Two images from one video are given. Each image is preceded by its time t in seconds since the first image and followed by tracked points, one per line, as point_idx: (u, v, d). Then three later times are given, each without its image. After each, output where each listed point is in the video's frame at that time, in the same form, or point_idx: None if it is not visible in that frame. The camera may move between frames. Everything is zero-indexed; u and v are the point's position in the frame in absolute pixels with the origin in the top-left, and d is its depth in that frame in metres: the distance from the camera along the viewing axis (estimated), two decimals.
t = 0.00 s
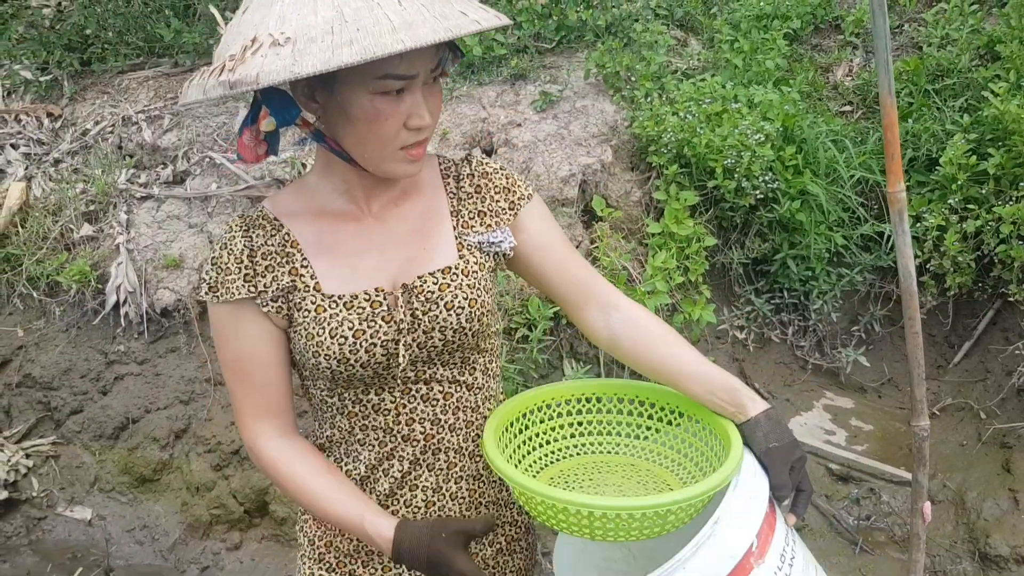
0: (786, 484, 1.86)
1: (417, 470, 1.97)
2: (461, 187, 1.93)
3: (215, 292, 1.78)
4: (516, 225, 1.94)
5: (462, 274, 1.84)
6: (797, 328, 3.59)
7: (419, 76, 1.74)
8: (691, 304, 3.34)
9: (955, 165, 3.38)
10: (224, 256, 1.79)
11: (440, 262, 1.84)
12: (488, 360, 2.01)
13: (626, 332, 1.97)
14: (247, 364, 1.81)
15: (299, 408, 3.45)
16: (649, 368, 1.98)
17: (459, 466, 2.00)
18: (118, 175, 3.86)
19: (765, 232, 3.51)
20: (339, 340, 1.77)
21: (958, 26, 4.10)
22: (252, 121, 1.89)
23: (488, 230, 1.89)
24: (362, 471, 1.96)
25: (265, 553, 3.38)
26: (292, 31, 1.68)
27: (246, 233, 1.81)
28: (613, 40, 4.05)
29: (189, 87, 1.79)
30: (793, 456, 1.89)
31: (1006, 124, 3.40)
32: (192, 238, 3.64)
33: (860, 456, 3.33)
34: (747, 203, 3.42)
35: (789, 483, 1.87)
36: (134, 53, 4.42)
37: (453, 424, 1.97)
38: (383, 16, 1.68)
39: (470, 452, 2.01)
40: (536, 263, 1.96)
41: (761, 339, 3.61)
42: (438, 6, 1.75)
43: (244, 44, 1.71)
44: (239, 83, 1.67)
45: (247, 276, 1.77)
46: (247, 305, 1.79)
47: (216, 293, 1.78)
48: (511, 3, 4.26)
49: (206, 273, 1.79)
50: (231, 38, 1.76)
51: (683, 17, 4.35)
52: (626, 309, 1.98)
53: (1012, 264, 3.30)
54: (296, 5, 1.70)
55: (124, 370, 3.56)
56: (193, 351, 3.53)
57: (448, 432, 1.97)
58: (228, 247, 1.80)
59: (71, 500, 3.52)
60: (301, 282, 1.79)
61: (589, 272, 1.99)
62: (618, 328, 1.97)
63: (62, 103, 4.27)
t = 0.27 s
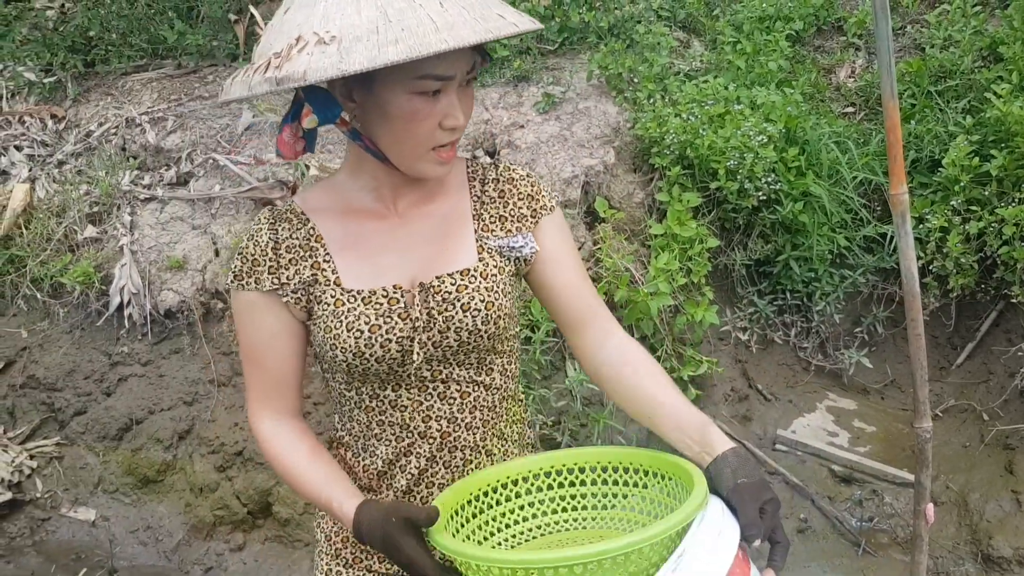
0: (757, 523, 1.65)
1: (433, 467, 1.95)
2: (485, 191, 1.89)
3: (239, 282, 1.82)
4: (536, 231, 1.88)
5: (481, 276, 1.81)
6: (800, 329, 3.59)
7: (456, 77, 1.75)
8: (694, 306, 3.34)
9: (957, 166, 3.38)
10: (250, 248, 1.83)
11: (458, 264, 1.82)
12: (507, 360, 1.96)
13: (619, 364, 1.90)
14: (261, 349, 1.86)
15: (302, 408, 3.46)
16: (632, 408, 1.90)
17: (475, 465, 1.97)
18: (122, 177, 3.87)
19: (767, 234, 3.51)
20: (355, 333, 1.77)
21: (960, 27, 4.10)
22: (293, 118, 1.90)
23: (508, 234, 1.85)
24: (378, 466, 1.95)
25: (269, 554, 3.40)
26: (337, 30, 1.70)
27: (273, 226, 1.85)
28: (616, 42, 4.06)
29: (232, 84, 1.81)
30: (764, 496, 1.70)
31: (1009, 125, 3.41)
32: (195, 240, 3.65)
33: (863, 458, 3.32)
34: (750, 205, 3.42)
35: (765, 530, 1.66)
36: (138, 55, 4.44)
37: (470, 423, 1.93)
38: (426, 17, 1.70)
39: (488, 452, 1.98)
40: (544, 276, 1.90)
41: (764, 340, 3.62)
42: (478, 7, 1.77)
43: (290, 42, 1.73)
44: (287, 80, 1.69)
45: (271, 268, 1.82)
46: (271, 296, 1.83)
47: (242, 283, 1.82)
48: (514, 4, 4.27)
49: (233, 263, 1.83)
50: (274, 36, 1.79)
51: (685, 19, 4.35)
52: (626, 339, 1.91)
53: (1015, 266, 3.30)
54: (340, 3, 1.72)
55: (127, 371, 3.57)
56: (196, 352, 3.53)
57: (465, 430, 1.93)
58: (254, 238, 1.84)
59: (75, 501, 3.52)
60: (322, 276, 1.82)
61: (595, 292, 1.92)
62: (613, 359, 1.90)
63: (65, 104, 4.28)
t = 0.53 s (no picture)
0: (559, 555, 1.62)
1: (447, 461, 2.01)
2: (518, 199, 1.95)
3: (267, 252, 1.92)
4: (564, 245, 1.94)
5: (505, 280, 1.87)
6: (802, 330, 3.60)
7: (514, 83, 1.79)
8: (697, 306, 3.34)
9: (961, 167, 3.39)
10: (281, 222, 1.92)
11: (484, 266, 1.89)
12: (523, 363, 2.00)
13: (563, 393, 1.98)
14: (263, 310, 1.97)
15: (305, 409, 3.46)
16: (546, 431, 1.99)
17: (492, 460, 2.02)
18: (126, 177, 3.87)
19: (770, 234, 3.50)
20: (375, 317, 1.85)
21: (964, 28, 4.10)
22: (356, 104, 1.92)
23: (534, 243, 1.91)
24: (393, 456, 2.02)
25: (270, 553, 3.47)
26: (411, 25, 1.70)
27: (305, 205, 1.94)
28: (619, 43, 4.06)
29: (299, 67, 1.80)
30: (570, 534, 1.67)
31: (1013, 126, 3.40)
32: (199, 240, 3.66)
33: (866, 459, 3.32)
34: (753, 206, 3.41)
35: None
36: (141, 55, 4.45)
37: (484, 420, 1.99)
38: (498, 22, 1.71)
39: (501, 450, 2.03)
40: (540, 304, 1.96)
41: (767, 341, 3.62)
42: (546, 17, 1.79)
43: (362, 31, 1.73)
44: (360, 70, 1.69)
45: (296, 244, 1.90)
46: (293, 271, 1.92)
47: (268, 253, 1.92)
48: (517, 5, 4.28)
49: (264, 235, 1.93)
50: (344, 24, 1.78)
51: (688, 19, 4.36)
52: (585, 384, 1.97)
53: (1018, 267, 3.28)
54: None
55: (131, 370, 3.57)
56: (200, 352, 3.54)
57: (479, 427, 1.99)
58: (286, 214, 1.93)
59: (79, 500, 3.52)
60: (348, 257, 1.89)
61: (586, 334, 1.99)
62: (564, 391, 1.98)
63: (69, 105, 4.29)
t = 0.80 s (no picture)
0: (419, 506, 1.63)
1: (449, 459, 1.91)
2: (539, 204, 1.86)
3: (288, 219, 1.82)
4: (581, 254, 1.84)
5: (518, 282, 1.79)
6: (805, 331, 3.59)
7: (558, 116, 1.68)
8: (699, 307, 3.34)
9: (964, 168, 3.39)
10: (303, 196, 1.82)
11: (502, 266, 1.80)
12: (529, 366, 1.94)
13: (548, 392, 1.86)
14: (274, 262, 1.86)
15: (306, 408, 3.47)
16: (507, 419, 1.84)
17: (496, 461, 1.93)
18: (128, 176, 3.87)
19: (773, 235, 3.49)
20: (387, 301, 1.76)
21: (967, 29, 4.10)
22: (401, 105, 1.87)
23: (550, 250, 1.82)
24: (397, 448, 1.93)
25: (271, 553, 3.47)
26: (468, 44, 1.63)
27: (333, 180, 1.83)
28: (622, 43, 4.06)
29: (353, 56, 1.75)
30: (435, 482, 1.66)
31: (1016, 127, 3.40)
32: (202, 239, 3.66)
33: (869, 460, 3.32)
34: (756, 206, 3.40)
35: (397, 533, 1.59)
36: (144, 55, 4.45)
37: (489, 419, 1.91)
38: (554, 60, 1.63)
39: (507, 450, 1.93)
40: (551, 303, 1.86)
41: (769, 342, 3.62)
42: (607, 63, 1.71)
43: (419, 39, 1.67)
44: (406, 78, 1.62)
45: (315, 218, 1.80)
46: (309, 242, 1.82)
47: (288, 219, 1.82)
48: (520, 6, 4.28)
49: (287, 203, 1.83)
50: (405, 27, 1.72)
51: (691, 20, 4.36)
52: (574, 394, 1.85)
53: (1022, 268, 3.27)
54: (477, 18, 1.66)
55: (132, 370, 3.57)
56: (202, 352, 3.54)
57: (483, 427, 1.90)
58: (310, 188, 1.82)
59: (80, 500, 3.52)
60: (368, 240, 1.80)
61: (594, 347, 1.87)
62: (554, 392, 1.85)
63: (72, 104, 4.30)
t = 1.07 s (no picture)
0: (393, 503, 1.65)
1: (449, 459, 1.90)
2: (555, 209, 1.81)
3: (311, 209, 1.84)
4: (596, 261, 1.78)
5: (527, 286, 1.75)
6: (808, 332, 3.58)
7: (565, 129, 1.64)
8: (702, 307, 3.34)
9: (968, 169, 3.37)
10: (325, 186, 1.83)
11: (512, 269, 1.76)
12: (535, 370, 1.90)
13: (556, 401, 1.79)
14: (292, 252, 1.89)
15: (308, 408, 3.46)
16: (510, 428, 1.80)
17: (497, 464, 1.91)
18: (131, 176, 3.87)
19: (776, 236, 3.49)
20: (394, 294, 1.75)
21: (971, 30, 4.09)
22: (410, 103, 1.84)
23: (563, 255, 1.77)
24: (400, 444, 1.93)
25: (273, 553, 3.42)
26: (470, 51, 1.62)
27: (354, 172, 1.85)
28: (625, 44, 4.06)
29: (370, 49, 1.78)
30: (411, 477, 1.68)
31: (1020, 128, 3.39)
32: (204, 239, 3.66)
33: (872, 461, 3.31)
34: (759, 207, 3.40)
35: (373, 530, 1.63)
36: (147, 55, 4.46)
37: (492, 423, 1.88)
38: (553, 72, 1.60)
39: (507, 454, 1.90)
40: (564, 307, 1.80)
41: (772, 343, 3.61)
42: (615, 82, 1.64)
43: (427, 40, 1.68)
44: (404, 81, 1.64)
45: (333, 209, 1.81)
46: (326, 232, 1.85)
47: (311, 208, 1.84)
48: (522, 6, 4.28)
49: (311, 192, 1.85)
50: (420, 27, 1.73)
51: (694, 20, 4.35)
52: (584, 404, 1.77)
53: None
54: (486, 24, 1.65)
55: (135, 370, 3.57)
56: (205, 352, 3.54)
57: (485, 430, 1.88)
58: (332, 179, 1.84)
59: (82, 500, 3.52)
60: (382, 234, 1.80)
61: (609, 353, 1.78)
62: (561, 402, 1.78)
63: (75, 104, 4.30)
